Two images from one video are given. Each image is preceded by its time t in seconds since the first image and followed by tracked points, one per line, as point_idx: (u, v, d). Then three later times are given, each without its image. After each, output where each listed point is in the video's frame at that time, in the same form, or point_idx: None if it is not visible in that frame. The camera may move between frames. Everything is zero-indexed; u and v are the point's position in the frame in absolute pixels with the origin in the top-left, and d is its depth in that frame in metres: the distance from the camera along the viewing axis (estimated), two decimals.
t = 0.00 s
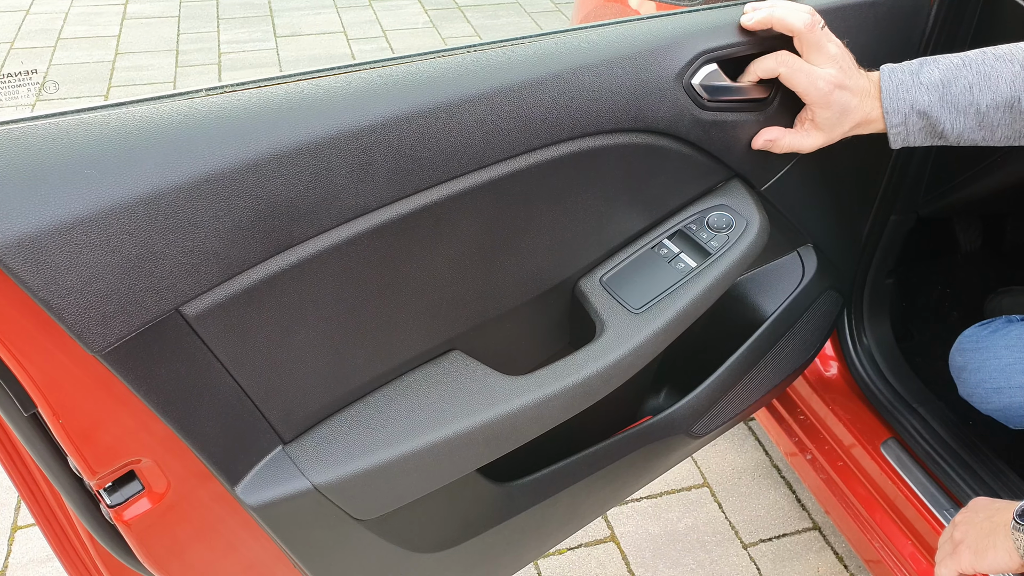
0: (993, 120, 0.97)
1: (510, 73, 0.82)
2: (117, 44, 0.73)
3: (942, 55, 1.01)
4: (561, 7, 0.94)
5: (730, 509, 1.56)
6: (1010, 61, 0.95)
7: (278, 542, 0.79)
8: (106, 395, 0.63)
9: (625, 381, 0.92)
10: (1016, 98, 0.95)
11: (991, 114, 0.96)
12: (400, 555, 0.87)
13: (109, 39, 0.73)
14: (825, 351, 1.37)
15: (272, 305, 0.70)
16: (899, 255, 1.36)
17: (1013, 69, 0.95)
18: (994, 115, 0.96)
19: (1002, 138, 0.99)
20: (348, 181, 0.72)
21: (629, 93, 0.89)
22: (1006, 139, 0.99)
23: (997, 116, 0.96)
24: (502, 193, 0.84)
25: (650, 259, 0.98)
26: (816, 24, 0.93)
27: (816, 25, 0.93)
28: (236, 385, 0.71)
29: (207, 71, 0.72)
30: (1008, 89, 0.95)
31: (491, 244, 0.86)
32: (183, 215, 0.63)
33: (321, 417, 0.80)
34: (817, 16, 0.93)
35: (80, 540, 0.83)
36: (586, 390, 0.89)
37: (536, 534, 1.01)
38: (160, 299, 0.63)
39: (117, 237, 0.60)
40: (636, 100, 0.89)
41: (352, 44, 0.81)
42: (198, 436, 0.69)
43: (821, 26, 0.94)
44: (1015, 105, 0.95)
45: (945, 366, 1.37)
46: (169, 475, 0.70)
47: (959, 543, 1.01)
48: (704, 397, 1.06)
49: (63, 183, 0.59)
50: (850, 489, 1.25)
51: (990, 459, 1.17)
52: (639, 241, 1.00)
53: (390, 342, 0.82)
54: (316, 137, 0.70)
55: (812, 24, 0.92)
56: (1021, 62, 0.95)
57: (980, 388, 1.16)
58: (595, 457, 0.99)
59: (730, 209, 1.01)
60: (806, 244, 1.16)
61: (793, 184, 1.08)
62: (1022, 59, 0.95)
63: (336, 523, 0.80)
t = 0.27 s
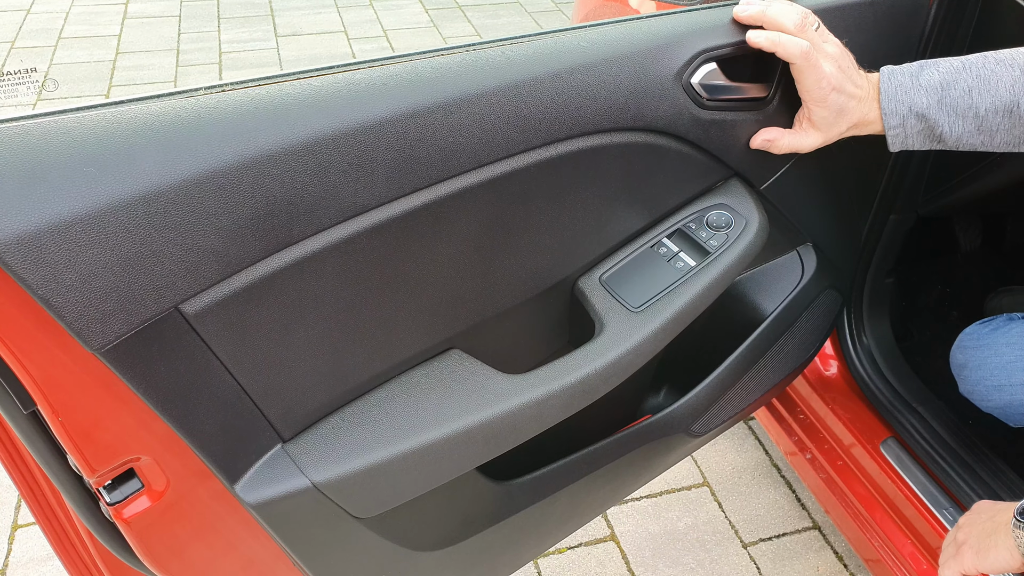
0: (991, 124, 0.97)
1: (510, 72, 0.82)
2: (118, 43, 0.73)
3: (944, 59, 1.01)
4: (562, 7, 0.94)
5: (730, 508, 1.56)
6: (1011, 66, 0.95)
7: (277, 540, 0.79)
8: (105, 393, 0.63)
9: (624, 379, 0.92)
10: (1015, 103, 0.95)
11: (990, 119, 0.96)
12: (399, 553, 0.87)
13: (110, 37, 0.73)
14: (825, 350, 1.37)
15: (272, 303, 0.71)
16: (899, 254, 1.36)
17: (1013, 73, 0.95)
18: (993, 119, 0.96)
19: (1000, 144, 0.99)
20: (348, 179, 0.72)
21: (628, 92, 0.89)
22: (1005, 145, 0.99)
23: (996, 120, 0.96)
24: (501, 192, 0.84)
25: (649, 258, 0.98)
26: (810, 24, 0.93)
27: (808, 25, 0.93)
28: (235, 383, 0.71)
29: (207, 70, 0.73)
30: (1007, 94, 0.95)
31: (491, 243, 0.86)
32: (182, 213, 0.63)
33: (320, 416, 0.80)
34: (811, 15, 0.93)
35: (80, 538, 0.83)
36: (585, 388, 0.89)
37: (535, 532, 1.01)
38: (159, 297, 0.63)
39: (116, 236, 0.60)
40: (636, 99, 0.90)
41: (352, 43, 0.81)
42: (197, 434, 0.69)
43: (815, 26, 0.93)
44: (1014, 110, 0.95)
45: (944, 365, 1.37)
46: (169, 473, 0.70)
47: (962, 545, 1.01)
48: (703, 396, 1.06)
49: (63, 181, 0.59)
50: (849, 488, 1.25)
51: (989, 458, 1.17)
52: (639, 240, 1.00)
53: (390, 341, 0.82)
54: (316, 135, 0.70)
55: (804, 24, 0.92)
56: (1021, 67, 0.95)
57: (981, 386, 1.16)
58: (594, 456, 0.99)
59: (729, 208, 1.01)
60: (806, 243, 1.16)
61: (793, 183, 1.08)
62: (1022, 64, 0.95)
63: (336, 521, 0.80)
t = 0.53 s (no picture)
0: (1015, 118, 0.96)
1: (512, 71, 0.82)
2: (120, 44, 0.73)
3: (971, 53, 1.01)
4: (564, 7, 0.94)
5: (731, 507, 1.56)
6: None
7: (281, 539, 0.79)
8: (111, 392, 0.63)
9: (627, 379, 0.92)
10: None
11: (1014, 112, 0.95)
12: (402, 552, 0.87)
13: (112, 37, 0.73)
14: (827, 350, 1.37)
15: (276, 302, 0.71)
16: (901, 253, 1.36)
17: None
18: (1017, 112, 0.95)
19: None
20: (352, 179, 0.72)
21: (631, 91, 0.89)
22: None
23: (1020, 113, 0.95)
24: (504, 192, 0.84)
25: (652, 257, 0.98)
26: (840, 7, 0.95)
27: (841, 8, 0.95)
28: (239, 382, 0.71)
29: (210, 70, 0.73)
30: None
31: (494, 242, 0.86)
32: (186, 213, 0.64)
33: (324, 415, 0.80)
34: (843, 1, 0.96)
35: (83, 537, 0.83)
36: (588, 387, 0.89)
37: (538, 531, 1.01)
38: (164, 296, 0.63)
39: (122, 235, 0.60)
40: (639, 98, 0.90)
41: (354, 43, 0.81)
42: (201, 433, 0.69)
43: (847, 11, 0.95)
44: None
45: (945, 365, 1.37)
46: (173, 471, 0.70)
47: (959, 550, 1.01)
48: (705, 395, 1.06)
49: (68, 180, 0.59)
50: (851, 487, 1.25)
51: (990, 457, 1.18)
52: (641, 239, 1.00)
53: (393, 340, 0.83)
54: (319, 134, 0.70)
55: (834, 6, 0.94)
56: None
57: (982, 387, 1.16)
58: (596, 455, 0.99)
59: (732, 208, 1.02)
60: (808, 243, 1.16)
61: (795, 182, 1.08)
62: None
63: (339, 520, 0.80)
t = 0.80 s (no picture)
0: None
1: (513, 71, 0.83)
2: (122, 44, 0.73)
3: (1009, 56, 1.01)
4: (564, 7, 0.95)
5: (731, 506, 1.56)
6: None
7: (283, 535, 0.79)
8: (116, 389, 0.64)
9: (628, 376, 0.93)
10: None
11: None
12: (404, 549, 0.88)
13: (115, 37, 0.73)
14: (827, 350, 1.38)
15: (279, 300, 0.71)
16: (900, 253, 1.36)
17: None
18: None
19: None
20: (355, 177, 0.73)
21: (632, 91, 0.90)
22: None
23: None
24: (506, 191, 0.84)
25: (652, 256, 0.99)
26: None
27: None
28: (242, 379, 0.72)
29: (211, 70, 0.73)
30: None
31: (495, 241, 0.87)
32: (189, 211, 0.64)
33: (326, 412, 0.80)
34: None
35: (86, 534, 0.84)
36: (590, 385, 0.89)
37: (538, 528, 1.01)
38: (169, 294, 0.64)
39: (126, 233, 0.61)
40: (640, 98, 0.90)
41: (355, 43, 0.82)
42: (205, 430, 0.70)
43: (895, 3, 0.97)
44: None
45: (945, 364, 1.38)
46: (177, 468, 0.70)
47: (961, 545, 1.02)
48: (706, 393, 1.07)
49: (73, 178, 0.60)
50: (850, 486, 1.26)
51: (989, 456, 1.18)
52: (642, 238, 1.00)
53: (396, 337, 0.83)
54: (321, 133, 0.71)
55: None
56: None
57: (981, 386, 1.16)
58: (597, 452, 0.99)
59: (732, 207, 1.02)
60: (808, 242, 1.16)
61: (796, 182, 1.09)
62: None
63: (341, 516, 0.81)
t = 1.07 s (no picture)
0: None
1: (512, 70, 0.83)
2: (123, 43, 0.73)
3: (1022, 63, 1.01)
4: (564, 7, 0.95)
5: (731, 505, 1.56)
6: None
7: (283, 534, 0.80)
8: (116, 387, 0.64)
9: (628, 375, 0.93)
10: None
11: None
12: (404, 547, 0.88)
13: (115, 37, 0.73)
14: (828, 350, 1.38)
15: (280, 299, 0.71)
16: (900, 252, 1.37)
17: None
18: None
19: None
20: (355, 176, 0.73)
21: (632, 90, 0.90)
22: None
23: None
24: (506, 190, 0.85)
25: (652, 255, 0.99)
26: None
27: None
28: (243, 378, 0.72)
29: (212, 69, 0.73)
30: None
31: (495, 240, 0.87)
32: (190, 210, 0.64)
33: (326, 411, 0.81)
34: None
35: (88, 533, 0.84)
36: (590, 384, 0.90)
37: (539, 527, 1.01)
38: (170, 292, 0.64)
39: (127, 232, 0.61)
40: (639, 98, 0.90)
41: (356, 42, 0.82)
42: (205, 429, 0.70)
43: None
44: None
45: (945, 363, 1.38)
46: (177, 466, 0.71)
47: (959, 541, 1.02)
48: (706, 392, 1.07)
49: (73, 178, 0.60)
50: (850, 485, 1.26)
51: (989, 456, 1.19)
52: (642, 237, 1.01)
53: (396, 336, 0.83)
54: (321, 133, 0.71)
55: None
56: None
57: (980, 387, 1.16)
58: (597, 451, 0.99)
59: (731, 206, 1.02)
60: (808, 241, 1.16)
61: (796, 181, 1.09)
62: None
63: (342, 515, 0.81)
